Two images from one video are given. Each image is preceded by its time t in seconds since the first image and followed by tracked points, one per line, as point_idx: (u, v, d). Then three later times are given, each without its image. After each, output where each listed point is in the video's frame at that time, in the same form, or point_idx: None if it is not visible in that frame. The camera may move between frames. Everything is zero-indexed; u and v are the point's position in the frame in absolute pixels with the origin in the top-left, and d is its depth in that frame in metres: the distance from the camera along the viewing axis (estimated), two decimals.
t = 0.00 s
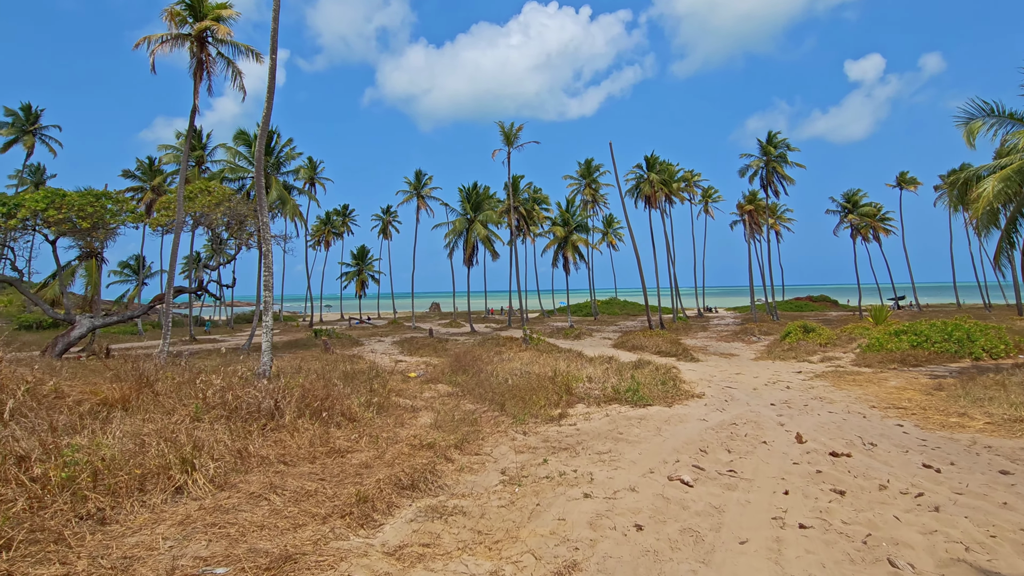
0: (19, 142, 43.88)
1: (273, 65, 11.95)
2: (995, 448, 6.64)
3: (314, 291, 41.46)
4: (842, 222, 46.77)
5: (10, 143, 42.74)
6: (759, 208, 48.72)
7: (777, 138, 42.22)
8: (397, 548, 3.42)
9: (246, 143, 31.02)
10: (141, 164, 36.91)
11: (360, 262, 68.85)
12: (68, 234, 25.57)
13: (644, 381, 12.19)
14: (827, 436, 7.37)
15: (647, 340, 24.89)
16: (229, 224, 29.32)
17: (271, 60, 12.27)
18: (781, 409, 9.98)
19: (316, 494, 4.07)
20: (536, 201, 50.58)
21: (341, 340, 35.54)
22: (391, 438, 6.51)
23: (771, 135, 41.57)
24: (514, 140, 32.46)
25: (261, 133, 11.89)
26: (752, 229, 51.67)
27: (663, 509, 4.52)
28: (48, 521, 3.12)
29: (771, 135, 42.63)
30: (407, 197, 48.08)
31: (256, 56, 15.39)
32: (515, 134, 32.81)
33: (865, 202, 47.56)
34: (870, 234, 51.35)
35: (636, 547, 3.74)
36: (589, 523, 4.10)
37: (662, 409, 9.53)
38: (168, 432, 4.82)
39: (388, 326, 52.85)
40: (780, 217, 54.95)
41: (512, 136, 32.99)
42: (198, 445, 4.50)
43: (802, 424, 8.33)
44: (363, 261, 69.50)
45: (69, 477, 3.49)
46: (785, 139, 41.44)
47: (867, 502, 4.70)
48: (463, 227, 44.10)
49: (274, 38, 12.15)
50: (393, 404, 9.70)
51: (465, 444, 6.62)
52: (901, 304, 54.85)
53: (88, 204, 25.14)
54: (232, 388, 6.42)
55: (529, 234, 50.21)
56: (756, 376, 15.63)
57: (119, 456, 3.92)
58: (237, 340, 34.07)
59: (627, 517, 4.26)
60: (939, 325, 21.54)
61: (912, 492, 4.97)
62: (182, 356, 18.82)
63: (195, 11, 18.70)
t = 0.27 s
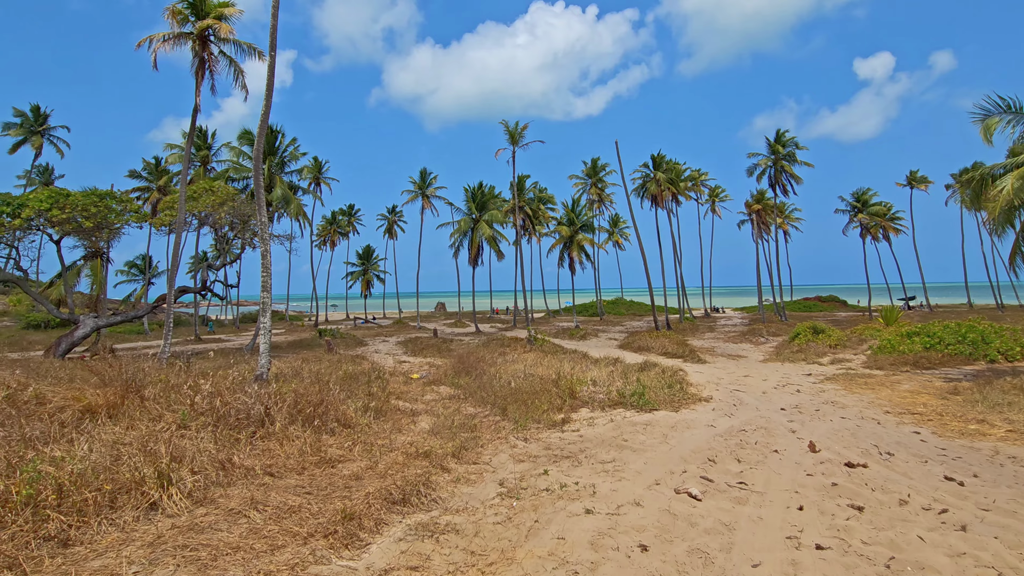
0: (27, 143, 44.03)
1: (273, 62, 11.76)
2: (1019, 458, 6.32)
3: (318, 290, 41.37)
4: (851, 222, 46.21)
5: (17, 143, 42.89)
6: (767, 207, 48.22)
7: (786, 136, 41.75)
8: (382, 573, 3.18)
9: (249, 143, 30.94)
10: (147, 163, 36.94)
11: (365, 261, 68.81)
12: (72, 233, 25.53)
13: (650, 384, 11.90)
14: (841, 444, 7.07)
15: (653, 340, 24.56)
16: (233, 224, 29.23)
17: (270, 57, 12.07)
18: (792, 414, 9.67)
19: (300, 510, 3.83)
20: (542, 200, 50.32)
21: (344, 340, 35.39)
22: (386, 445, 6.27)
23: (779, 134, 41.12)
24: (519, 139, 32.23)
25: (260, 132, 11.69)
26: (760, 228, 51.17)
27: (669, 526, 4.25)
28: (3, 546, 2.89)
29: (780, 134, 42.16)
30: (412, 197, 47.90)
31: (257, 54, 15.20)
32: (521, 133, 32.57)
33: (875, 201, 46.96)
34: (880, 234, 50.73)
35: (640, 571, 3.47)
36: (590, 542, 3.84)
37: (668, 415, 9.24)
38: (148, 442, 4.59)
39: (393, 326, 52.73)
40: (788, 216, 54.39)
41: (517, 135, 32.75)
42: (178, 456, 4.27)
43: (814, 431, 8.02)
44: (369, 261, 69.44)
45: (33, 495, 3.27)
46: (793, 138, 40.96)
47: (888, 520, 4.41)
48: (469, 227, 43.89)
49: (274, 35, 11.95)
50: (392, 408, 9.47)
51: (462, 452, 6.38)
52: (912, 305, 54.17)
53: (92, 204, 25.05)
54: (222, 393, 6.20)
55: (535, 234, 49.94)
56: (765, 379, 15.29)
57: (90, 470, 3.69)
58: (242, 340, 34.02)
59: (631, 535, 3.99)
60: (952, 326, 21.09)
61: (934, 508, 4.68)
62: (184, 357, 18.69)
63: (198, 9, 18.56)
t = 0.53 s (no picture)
0: (38, 143, 44.31)
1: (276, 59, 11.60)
2: None
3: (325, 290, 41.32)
4: (863, 222, 45.56)
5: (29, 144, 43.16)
6: (777, 206, 47.65)
7: (797, 135, 41.22)
8: None
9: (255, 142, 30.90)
10: (156, 163, 37.07)
11: (373, 261, 68.82)
12: (80, 233, 25.58)
13: (659, 386, 11.60)
14: (860, 451, 6.75)
15: (662, 341, 24.25)
16: (239, 223, 29.19)
17: (273, 54, 11.90)
18: (807, 418, 9.33)
19: (288, 523, 3.59)
20: (550, 200, 50.05)
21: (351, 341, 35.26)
22: (385, 450, 6.04)
23: (790, 132, 40.61)
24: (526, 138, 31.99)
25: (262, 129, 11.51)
26: (770, 228, 50.60)
27: (681, 540, 3.98)
28: None
29: (790, 132, 41.64)
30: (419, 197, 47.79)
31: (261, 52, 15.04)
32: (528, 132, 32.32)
33: (887, 200, 46.26)
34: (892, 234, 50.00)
35: None
36: (596, 559, 3.58)
37: (678, 419, 8.94)
38: (131, 449, 4.37)
39: (400, 326, 52.66)
40: (799, 216, 53.77)
41: (524, 134, 32.51)
42: (160, 465, 4.05)
43: (830, 437, 7.70)
44: (376, 260, 69.44)
45: None
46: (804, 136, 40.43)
47: (916, 535, 4.12)
48: (476, 227, 43.70)
49: (277, 31, 11.77)
50: (394, 410, 9.25)
51: (464, 458, 6.13)
52: (925, 306, 53.29)
53: (99, 204, 25.03)
54: (216, 395, 5.99)
55: (542, 234, 49.69)
56: (777, 381, 14.94)
57: (64, 481, 3.47)
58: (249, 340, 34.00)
59: (640, 552, 3.72)
60: (970, 328, 20.56)
61: (965, 522, 4.38)
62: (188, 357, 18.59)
63: (202, 7, 18.44)
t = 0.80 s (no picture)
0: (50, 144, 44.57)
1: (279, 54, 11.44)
2: None
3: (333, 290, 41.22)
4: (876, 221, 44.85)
5: (41, 145, 43.51)
6: (789, 205, 47.02)
7: (809, 132, 40.64)
8: None
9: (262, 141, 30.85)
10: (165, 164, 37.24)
11: (381, 261, 68.85)
12: (88, 232, 25.64)
13: (670, 388, 11.27)
14: (884, 458, 6.42)
15: (672, 342, 23.90)
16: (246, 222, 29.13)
17: (276, 48, 11.69)
18: (824, 422, 8.97)
19: (274, 537, 3.34)
20: (558, 199, 49.76)
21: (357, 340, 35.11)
22: (385, 455, 5.79)
23: (802, 130, 40.03)
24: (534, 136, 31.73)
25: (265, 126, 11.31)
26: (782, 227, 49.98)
27: (698, 556, 3.70)
28: None
29: (802, 130, 41.05)
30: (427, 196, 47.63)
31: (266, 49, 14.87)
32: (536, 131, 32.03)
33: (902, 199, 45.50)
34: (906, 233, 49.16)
35: None
36: None
37: (691, 422, 8.63)
38: (114, 455, 4.14)
39: (408, 326, 52.54)
40: (811, 215, 53.07)
41: (532, 132, 32.24)
42: (142, 472, 3.82)
43: (851, 442, 7.37)
44: (384, 260, 69.39)
45: None
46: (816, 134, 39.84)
47: (951, 552, 3.82)
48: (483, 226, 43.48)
49: (280, 25, 11.57)
50: (397, 412, 9.00)
51: (467, 464, 5.87)
52: (940, 306, 52.37)
53: (106, 204, 25.03)
54: (210, 396, 5.76)
55: (551, 233, 49.40)
56: (791, 383, 14.55)
57: (34, 492, 3.24)
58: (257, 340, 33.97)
59: (653, 570, 3.45)
60: (989, 329, 19.98)
61: (1005, 538, 4.05)
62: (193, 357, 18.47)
63: (208, 5, 18.33)
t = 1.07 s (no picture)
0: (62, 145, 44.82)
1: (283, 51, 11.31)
2: None
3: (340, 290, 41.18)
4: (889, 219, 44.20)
5: (53, 146, 43.87)
6: (800, 204, 46.43)
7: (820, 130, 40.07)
8: None
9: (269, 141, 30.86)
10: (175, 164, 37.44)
11: (389, 261, 68.90)
12: (97, 232, 25.73)
13: (680, 390, 11.00)
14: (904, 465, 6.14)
15: (681, 342, 23.59)
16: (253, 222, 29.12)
17: (279, 45, 11.56)
18: (840, 426, 8.68)
19: (259, 550, 3.15)
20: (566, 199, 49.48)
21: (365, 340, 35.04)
22: (385, 460, 5.60)
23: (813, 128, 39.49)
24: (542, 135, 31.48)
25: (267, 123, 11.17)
26: (793, 226, 49.39)
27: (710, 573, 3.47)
28: None
29: (814, 127, 40.48)
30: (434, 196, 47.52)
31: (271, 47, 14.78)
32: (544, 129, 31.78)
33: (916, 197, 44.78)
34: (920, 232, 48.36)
35: None
36: None
37: (701, 426, 8.36)
38: (98, 462, 3.98)
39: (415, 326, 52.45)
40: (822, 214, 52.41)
41: (540, 131, 32.00)
42: (125, 480, 3.65)
43: (868, 447, 7.09)
44: (392, 260, 69.42)
45: None
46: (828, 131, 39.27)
47: (982, 570, 3.57)
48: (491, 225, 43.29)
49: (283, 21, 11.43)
50: (399, 414, 8.82)
51: (468, 469, 5.67)
52: (955, 306, 51.49)
53: (115, 203, 25.09)
54: (205, 399, 5.61)
55: (559, 232, 49.14)
56: (803, 385, 14.22)
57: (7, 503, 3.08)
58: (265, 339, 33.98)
59: None
60: (1008, 329, 19.49)
61: None
62: (199, 356, 18.41)
63: (214, 4, 18.27)
